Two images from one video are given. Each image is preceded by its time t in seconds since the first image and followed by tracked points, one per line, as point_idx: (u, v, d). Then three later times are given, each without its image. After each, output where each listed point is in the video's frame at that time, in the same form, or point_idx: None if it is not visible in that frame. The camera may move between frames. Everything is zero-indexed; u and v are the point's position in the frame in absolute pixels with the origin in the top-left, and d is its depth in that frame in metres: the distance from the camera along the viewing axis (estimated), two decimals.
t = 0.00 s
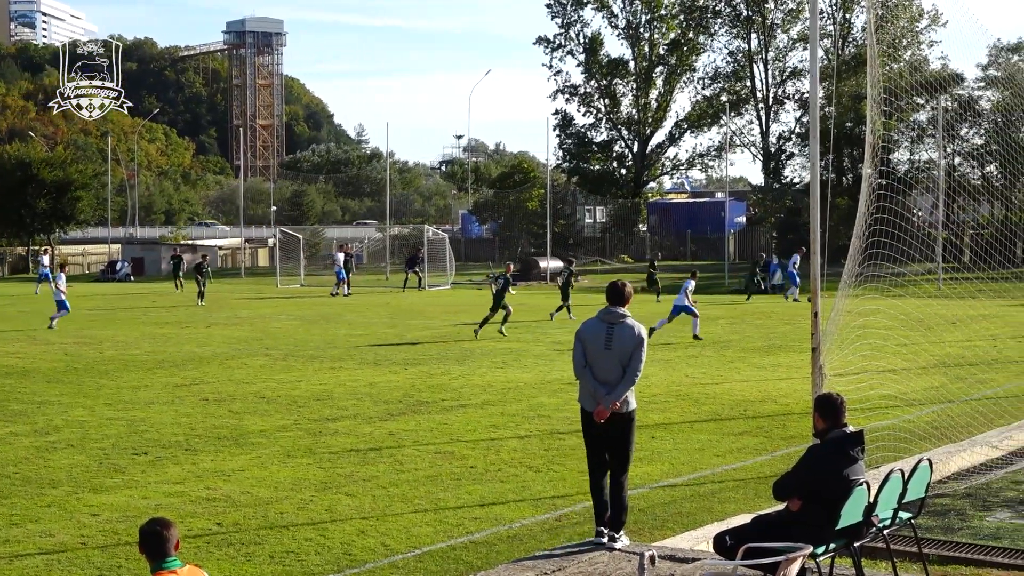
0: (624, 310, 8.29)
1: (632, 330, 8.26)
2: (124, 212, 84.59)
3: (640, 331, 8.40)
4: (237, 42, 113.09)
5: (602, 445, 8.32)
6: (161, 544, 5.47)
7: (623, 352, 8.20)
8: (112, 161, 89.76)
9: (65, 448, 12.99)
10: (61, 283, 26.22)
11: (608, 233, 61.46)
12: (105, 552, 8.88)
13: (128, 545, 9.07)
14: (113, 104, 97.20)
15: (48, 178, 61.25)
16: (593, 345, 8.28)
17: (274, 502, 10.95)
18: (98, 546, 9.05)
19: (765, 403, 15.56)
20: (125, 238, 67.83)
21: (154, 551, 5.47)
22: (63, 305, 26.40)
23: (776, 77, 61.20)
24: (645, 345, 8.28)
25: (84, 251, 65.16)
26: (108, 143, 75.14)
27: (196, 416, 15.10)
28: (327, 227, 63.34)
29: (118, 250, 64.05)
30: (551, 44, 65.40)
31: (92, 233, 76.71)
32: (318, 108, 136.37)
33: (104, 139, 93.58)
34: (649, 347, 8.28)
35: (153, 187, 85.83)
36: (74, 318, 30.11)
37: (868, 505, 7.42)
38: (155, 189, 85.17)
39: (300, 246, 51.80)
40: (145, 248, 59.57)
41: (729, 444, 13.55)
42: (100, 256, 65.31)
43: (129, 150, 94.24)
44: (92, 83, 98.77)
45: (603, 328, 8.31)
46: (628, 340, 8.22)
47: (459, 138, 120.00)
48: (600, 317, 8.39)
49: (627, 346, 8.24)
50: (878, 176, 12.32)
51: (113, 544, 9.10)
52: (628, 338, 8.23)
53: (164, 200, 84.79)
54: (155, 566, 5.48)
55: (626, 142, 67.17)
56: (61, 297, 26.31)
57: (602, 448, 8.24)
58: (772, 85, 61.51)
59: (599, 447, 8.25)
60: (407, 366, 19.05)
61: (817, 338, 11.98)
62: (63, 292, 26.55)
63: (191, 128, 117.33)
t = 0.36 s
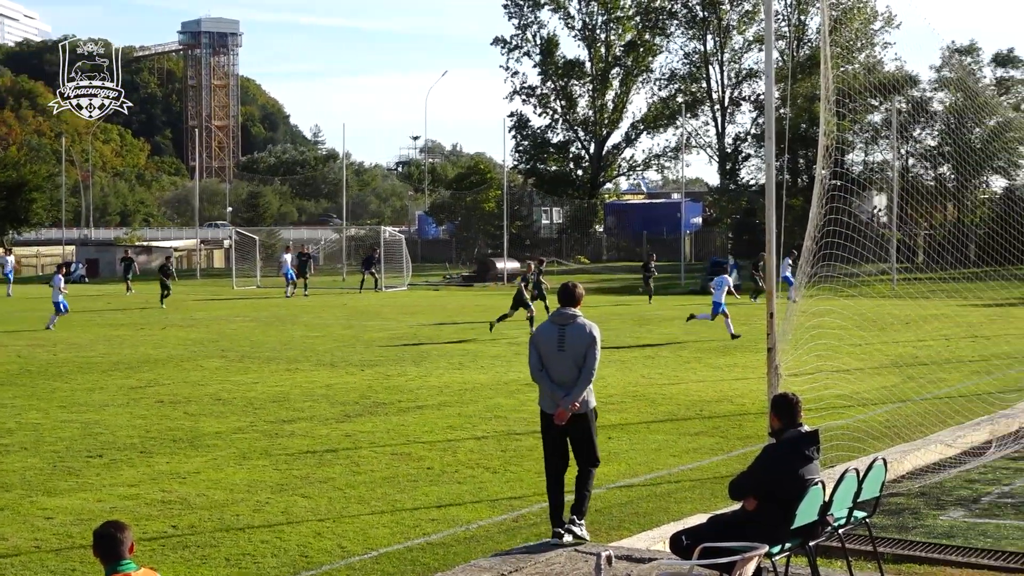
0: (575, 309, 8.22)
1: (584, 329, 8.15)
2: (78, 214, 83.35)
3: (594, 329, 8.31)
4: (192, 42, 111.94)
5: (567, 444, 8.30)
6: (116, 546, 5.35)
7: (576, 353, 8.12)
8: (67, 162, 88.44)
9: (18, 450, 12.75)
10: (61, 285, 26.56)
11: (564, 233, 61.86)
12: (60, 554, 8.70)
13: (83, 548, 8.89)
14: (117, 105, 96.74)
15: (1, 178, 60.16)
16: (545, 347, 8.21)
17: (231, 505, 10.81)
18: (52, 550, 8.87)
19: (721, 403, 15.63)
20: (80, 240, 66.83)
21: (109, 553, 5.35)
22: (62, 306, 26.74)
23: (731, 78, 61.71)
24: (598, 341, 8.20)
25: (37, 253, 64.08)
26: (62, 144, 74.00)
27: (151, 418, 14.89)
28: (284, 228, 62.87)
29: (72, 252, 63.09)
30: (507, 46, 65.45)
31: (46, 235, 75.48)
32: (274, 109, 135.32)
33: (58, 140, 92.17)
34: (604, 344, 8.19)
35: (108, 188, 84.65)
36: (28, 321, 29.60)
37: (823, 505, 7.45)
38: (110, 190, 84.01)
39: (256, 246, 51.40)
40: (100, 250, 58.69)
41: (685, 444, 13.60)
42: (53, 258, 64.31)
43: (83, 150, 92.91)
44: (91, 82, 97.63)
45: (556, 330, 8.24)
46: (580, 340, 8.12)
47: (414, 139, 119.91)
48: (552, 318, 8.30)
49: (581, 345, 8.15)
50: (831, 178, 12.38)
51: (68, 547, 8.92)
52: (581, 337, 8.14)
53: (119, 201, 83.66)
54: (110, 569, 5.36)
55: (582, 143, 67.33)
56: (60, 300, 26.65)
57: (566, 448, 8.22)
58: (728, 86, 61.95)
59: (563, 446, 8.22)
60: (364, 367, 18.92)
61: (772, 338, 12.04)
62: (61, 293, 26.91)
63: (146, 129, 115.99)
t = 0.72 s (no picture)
0: (546, 315, 8.25)
1: (553, 334, 8.22)
2: (33, 215, 82.01)
3: (563, 336, 8.36)
4: (148, 42, 110.66)
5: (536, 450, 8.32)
6: (73, 550, 5.24)
7: (546, 358, 8.16)
8: (22, 162, 87.02)
9: None
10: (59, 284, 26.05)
11: (522, 234, 61.65)
12: (16, 558, 8.54)
13: (39, 551, 8.72)
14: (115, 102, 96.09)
15: None
16: (516, 353, 8.25)
17: (189, 507, 10.69)
18: (8, 553, 8.70)
19: (680, 403, 15.68)
20: (34, 241, 65.69)
21: (65, 556, 5.24)
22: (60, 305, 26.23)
23: (689, 79, 62.05)
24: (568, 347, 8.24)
25: None
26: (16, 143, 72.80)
27: (108, 420, 14.68)
28: (242, 229, 62.31)
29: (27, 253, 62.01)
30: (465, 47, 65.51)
31: None
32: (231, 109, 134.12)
33: (12, 139, 90.66)
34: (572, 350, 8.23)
35: (64, 189, 83.37)
36: None
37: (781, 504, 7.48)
38: (66, 190, 82.73)
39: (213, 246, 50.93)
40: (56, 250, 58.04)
41: (644, 444, 13.64)
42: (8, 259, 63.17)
43: (39, 150, 91.50)
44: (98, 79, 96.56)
45: (525, 336, 8.27)
46: (550, 346, 8.17)
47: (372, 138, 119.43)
48: (523, 326, 8.36)
49: (550, 351, 8.19)
50: (787, 178, 12.43)
51: (24, 550, 8.75)
52: (551, 343, 8.19)
53: (76, 202, 82.44)
54: (66, 572, 5.24)
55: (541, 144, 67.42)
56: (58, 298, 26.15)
57: (534, 454, 8.25)
58: (685, 87, 62.29)
59: (532, 452, 8.25)
60: (323, 368, 18.77)
61: (730, 338, 12.11)
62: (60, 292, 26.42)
63: (101, 129, 114.38)
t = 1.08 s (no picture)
0: (548, 324, 8.70)
1: (554, 342, 8.64)
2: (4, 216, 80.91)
3: (565, 343, 8.76)
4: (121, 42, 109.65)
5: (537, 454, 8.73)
6: (47, 550, 5.18)
7: (546, 365, 8.58)
8: None
9: None
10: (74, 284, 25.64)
11: (497, 235, 61.90)
12: None
13: (12, 552, 8.66)
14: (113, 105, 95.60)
15: None
16: (517, 359, 8.68)
17: (163, 509, 10.66)
18: None
19: (655, 403, 15.72)
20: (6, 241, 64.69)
21: (39, 558, 5.18)
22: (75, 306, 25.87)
23: (663, 80, 62.26)
24: (568, 355, 8.67)
25: None
26: None
27: (81, 421, 14.58)
28: (215, 229, 61.79)
29: None
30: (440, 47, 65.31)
31: None
32: (205, 109, 133.19)
33: None
34: (571, 357, 8.64)
35: (36, 189, 82.27)
36: None
37: (757, 504, 7.45)
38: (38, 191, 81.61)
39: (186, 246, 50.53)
40: (27, 251, 57.46)
41: (619, 444, 13.65)
42: None
43: (10, 150, 90.39)
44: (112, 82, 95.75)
45: (526, 344, 8.70)
46: (549, 353, 8.59)
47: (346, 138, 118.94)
48: (525, 333, 8.78)
49: (550, 357, 8.60)
50: (761, 178, 12.50)
51: None
52: (551, 349, 8.60)
53: (48, 203, 81.43)
54: (40, 573, 5.19)
55: (515, 144, 67.37)
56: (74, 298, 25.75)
57: (535, 458, 8.65)
58: (660, 88, 62.44)
59: (533, 456, 8.67)
60: (298, 369, 18.67)
61: (705, 338, 12.16)
62: (76, 293, 26.05)
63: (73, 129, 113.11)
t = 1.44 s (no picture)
0: (549, 323, 8.68)
1: (554, 341, 8.61)
2: None
3: (567, 343, 8.73)
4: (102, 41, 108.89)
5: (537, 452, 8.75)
6: (30, 553, 5.11)
7: (545, 364, 8.55)
8: None
9: None
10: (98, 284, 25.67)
11: (481, 234, 62.18)
12: None
13: None
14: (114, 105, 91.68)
15: None
16: (518, 358, 8.69)
17: (146, 509, 10.61)
18: None
19: (639, 403, 15.72)
20: None
21: (21, 560, 5.12)
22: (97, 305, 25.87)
23: (646, 79, 62.38)
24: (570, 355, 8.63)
25: None
26: None
27: (63, 422, 14.50)
28: (198, 230, 61.40)
29: None
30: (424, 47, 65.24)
31: None
32: (187, 108, 132.50)
33: None
34: (571, 356, 8.59)
35: (16, 190, 81.40)
36: None
37: (741, 503, 7.44)
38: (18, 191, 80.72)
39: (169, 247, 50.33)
40: (8, 251, 57.16)
41: (603, 444, 13.66)
42: None
43: None
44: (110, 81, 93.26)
45: (528, 343, 8.70)
46: (548, 352, 8.56)
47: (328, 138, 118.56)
48: (528, 333, 8.78)
49: (550, 357, 8.58)
50: (744, 177, 12.48)
51: None
52: (551, 348, 8.58)
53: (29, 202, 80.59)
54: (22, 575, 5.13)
55: (499, 144, 67.36)
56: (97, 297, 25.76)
57: (534, 455, 8.66)
58: (643, 88, 62.60)
59: (532, 453, 8.67)
60: (281, 370, 18.59)
61: (688, 338, 12.17)
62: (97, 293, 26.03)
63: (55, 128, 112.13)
